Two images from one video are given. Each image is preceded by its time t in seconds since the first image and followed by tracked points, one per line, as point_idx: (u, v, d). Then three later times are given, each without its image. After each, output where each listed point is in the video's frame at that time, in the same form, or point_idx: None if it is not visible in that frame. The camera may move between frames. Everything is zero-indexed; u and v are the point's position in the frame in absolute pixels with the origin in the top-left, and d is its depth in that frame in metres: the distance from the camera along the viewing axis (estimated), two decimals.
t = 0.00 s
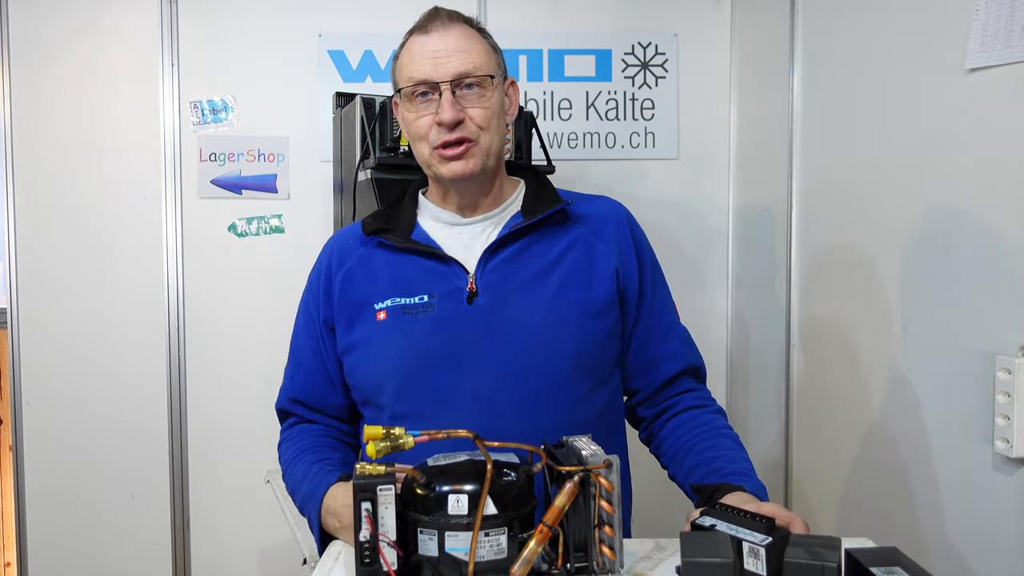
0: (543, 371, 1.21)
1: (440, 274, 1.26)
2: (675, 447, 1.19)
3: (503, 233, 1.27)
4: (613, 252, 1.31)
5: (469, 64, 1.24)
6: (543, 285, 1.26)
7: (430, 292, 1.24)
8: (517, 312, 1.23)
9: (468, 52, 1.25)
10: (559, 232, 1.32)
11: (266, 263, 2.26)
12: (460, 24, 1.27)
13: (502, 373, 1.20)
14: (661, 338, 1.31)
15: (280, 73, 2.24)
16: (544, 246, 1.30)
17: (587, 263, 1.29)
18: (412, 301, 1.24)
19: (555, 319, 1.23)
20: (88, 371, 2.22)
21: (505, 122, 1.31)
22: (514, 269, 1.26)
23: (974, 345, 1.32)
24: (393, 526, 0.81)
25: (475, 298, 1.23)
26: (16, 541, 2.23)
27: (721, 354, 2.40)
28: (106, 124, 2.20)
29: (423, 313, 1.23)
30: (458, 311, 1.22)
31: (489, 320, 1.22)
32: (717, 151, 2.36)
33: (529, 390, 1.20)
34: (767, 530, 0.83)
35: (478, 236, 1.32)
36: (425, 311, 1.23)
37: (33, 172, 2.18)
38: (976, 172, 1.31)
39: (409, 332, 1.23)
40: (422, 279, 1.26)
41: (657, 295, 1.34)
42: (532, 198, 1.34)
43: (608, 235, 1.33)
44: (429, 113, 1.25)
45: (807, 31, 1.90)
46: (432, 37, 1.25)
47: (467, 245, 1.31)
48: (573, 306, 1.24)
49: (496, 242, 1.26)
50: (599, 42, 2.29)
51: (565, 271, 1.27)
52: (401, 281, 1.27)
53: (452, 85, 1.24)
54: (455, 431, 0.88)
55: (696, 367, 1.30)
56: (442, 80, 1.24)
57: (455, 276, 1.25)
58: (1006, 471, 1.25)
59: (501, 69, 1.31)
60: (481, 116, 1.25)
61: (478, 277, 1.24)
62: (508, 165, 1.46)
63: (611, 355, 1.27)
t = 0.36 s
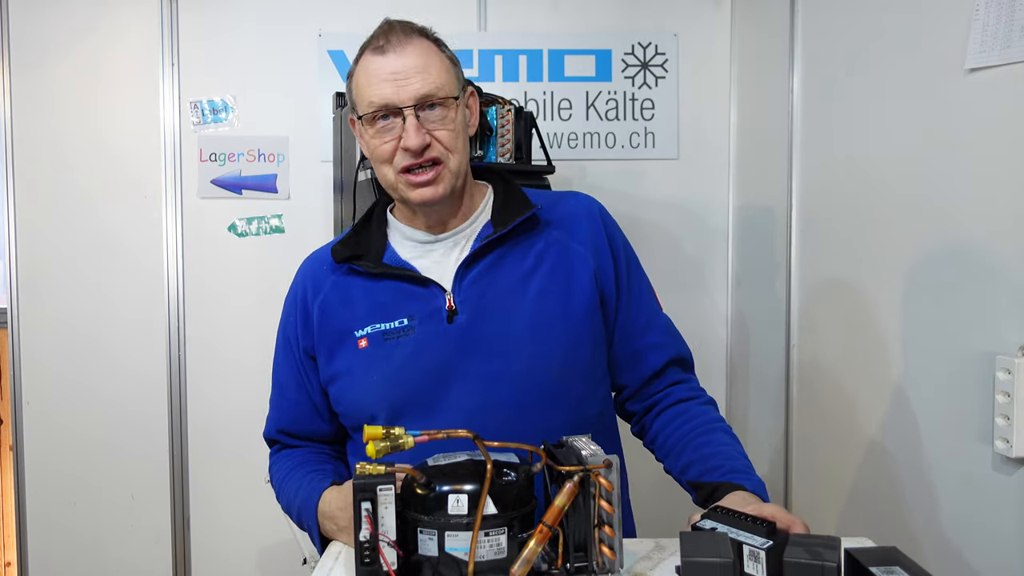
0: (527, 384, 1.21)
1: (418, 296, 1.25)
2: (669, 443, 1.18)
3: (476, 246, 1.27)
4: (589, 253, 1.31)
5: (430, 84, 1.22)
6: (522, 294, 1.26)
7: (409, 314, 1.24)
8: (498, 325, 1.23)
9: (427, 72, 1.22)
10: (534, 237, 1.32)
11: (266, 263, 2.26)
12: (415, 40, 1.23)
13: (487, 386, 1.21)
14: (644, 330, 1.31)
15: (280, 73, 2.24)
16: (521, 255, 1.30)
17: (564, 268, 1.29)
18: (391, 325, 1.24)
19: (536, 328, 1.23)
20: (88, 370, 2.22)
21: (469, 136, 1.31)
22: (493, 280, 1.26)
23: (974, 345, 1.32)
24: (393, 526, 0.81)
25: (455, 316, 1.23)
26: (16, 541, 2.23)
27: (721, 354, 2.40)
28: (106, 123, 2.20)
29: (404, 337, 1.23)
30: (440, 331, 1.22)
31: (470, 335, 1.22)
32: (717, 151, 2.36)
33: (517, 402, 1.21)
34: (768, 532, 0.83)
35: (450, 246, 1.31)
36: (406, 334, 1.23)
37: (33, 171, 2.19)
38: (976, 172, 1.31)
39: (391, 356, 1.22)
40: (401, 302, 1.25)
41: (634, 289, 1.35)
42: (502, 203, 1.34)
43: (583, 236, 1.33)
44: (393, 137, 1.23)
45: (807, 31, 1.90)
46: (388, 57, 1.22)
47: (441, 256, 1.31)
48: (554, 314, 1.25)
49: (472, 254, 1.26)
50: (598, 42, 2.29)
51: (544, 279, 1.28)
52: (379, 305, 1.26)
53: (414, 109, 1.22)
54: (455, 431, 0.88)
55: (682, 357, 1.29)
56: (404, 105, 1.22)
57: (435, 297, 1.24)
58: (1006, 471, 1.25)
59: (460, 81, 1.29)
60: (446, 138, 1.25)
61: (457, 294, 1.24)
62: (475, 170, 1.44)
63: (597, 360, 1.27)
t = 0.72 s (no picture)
0: (522, 375, 1.21)
1: (414, 287, 1.24)
2: (665, 441, 1.18)
3: (471, 242, 1.26)
4: (581, 247, 1.31)
5: (504, 137, 1.15)
6: (516, 287, 1.25)
7: (405, 305, 1.23)
8: (492, 317, 1.23)
9: (505, 124, 1.15)
10: (526, 231, 1.32)
11: (266, 263, 2.26)
12: (503, 85, 1.15)
13: (481, 378, 1.20)
14: (631, 325, 1.31)
15: (281, 73, 2.24)
16: (514, 249, 1.29)
17: (557, 261, 1.29)
18: (387, 315, 1.23)
19: (530, 321, 1.23)
20: (88, 370, 2.22)
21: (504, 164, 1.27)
22: (487, 274, 1.25)
23: (974, 345, 1.32)
24: (393, 526, 0.81)
25: (451, 307, 1.22)
26: (16, 541, 2.23)
27: (721, 354, 2.40)
28: (107, 123, 2.20)
29: (400, 327, 1.22)
30: (436, 322, 1.21)
31: (466, 327, 1.21)
32: (717, 151, 2.36)
33: (511, 395, 1.21)
34: (773, 534, 0.83)
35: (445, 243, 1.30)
36: (401, 325, 1.22)
37: (33, 171, 2.18)
38: (976, 172, 1.31)
39: (386, 346, 1.21)
40: (396, 292, 1.24)
41: (624, 283, 1.35)
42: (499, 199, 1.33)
43: (574, 231, 1.34)
44: (453, 169, 1.16)
45: (807, 31, 1.90)
46: (474, 92, 1.11)
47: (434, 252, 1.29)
48: (548, 307, 1.25)
49: (467, 249, 1.25)
50: (598, 43, 2.29)
51: (537, 273, 1.27)
52: (374, 296, 1.25)
53: (483, 156, 1.15)
54: (455, 431, 0.88)
55: (671, 352, 1.29)
56: (475, 149, 1.14)
57: (430, 288, 1.23)
58: (1006, 471, 1.25)
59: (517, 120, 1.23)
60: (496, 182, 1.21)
61: (452, 286, 1.23)
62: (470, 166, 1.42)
63: (590, 350, 1.28)
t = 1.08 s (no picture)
0: (564, 372, 1.22)
1: (461, 275, 1.25)
2: (680, 447, 1.18)
3: (522, 237, 1.27)
4: (628, 251, 1.31)
5: (556, 139, 1.15)
6: (562, 286, 1.26)
7: (453, 292, 1.24)
8: (536, 314, 1.23)
9: (557, 126, 1.15)
10: (576, 233, 1.32)
11: (266, 264, 2.26)
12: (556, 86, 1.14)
13: (524, 369, 1.21)
14: (671, 333, 1.30)
15: (281, 73, 2.24)
16: (562, 248, 1.29)
17: (604, 261, 1.29)
18: (434, 300, 1.24)
19: (574, 317, 1.24)
20: (87, 371, 2.22)
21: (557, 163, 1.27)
22: (535, 269, 1.26)
23: (974, 345, 1.32)
24: (393, 526, 0.81)
25: (497, 298, 1.23)
26: (16, 541, 2.23)
27: (721, 354, 2.40)
28: (107, 123, 2.20)
29: (447, 312, 1.23)
30: (482, 311, 1.22)
31: (510, 319, 1.22)
32: (717, 151, 2.36)
33: (552, 387, 1.21)
34: (773, 533, 0.83)
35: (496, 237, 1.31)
36: (448, 310, 1.23)
37: (33, 171, 2.18)
38: (976, 173, 1.31)
39: (433, 330, 1.22)
40: (445, 279, 1.25)
41: (668, 291, 1.34)
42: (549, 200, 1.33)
43: (622, 235, 1.33)
44: (502, 168, 1.16)
45: (806, 31, 1.90)
46: (525, 96, 1.12)
47: (485, 245, 1.30)
48: (592, 304, 1.25)
49: (518, 244, 1.26)
50: (599, 43, 2.29)
51: (582, 271, 1.27)
52: (423, 280, 1.26)
53: (534, 157, 1.15)
54: (455, 431, 0.88)
55: (705, 365, 1.28)
56: (527, 150, 1.14)
57: (477, 278, 1.25)
58: (1006, 471, 1.25)
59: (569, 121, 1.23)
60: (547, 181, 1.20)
61: (500, 278, 1.24)
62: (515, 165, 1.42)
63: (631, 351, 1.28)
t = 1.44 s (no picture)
0: (605, 370, 1.19)
1: (503, 270, 1.23)
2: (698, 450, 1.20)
3: (567, 234, 1.24)
4: (673, 253, 1.27)
5: (590, 123, 1.13)
6: (605, 284, 1.23)
7: (495, 286, 1.22)
8: (578, 311, 1.21)
9: (591, 109, 1.13)
10: (621, 233, 1.28)
11: (266, 264, 2.26)
12: (587, 70, 1.13)
13: (562, 367, 1.18)
14: (711, 339, 1.27)
15: (280, 73, 2.25)
16: (606, 247, 1.26)
17: (648, 263, 1.26)
18: (476, 294, 1.22)
19: (616, 318, 1.21)
20: (87, 371, 2.22)
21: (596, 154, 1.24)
22: (577, 267, 1.24)
23: (974, 345, 1.32)
24: (393, 526, 0.81)
25: (538, 295, 1.21)
26: (16, 541, 2.23)
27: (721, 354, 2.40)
28: (106, 123, 2.20)
29: (489, 306, 1.21)
30: (524, 306, 1.20)
31: (550, 317, 1.20)
32: (717, 151, 2.36)
33: (588, 388, 1.18)
34: (773, 531, 0.84)
35: (540, 234, 1.28)
36: (490, 305, 1.21)
37: (33, 171, 2.18)
38: (976, 173, 1.31)
39: (474, 323, 1.21)
40: (488, 274, 1.23)
41: (712, 296, 1.30)
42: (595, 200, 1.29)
43: (668, 237, 1.29)
44: (538, 157, 1.15)
45: (806, 32, 1.90)
46: (558, 82, 1.11)
47: (530, 241, 1.28)
48: (635, 304, 1.22)
49: (562, 241, 1.23)
50: (598, 43, 2.29)
51: (625, 270, 1.24)
52: (468, 274, 1.24)
53: (569, 142, 1.13)
54: (455, 431, 0.88)
55: (743, 373, 1.25)
56: (561, 135, 1.13)
57: (519, 273, 1.23)
58: (1006, 470, 1.25)
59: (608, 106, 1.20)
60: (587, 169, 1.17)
61: (542, 274, 1.22)
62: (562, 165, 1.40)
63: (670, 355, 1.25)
